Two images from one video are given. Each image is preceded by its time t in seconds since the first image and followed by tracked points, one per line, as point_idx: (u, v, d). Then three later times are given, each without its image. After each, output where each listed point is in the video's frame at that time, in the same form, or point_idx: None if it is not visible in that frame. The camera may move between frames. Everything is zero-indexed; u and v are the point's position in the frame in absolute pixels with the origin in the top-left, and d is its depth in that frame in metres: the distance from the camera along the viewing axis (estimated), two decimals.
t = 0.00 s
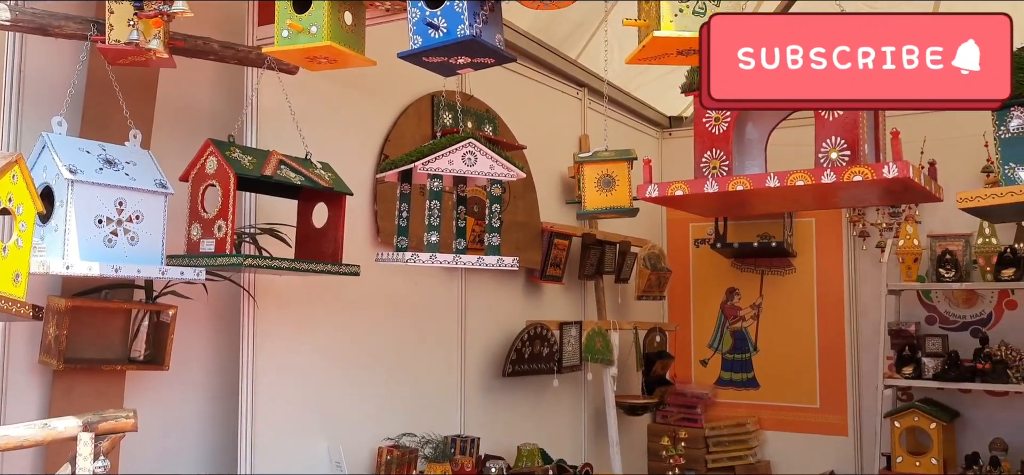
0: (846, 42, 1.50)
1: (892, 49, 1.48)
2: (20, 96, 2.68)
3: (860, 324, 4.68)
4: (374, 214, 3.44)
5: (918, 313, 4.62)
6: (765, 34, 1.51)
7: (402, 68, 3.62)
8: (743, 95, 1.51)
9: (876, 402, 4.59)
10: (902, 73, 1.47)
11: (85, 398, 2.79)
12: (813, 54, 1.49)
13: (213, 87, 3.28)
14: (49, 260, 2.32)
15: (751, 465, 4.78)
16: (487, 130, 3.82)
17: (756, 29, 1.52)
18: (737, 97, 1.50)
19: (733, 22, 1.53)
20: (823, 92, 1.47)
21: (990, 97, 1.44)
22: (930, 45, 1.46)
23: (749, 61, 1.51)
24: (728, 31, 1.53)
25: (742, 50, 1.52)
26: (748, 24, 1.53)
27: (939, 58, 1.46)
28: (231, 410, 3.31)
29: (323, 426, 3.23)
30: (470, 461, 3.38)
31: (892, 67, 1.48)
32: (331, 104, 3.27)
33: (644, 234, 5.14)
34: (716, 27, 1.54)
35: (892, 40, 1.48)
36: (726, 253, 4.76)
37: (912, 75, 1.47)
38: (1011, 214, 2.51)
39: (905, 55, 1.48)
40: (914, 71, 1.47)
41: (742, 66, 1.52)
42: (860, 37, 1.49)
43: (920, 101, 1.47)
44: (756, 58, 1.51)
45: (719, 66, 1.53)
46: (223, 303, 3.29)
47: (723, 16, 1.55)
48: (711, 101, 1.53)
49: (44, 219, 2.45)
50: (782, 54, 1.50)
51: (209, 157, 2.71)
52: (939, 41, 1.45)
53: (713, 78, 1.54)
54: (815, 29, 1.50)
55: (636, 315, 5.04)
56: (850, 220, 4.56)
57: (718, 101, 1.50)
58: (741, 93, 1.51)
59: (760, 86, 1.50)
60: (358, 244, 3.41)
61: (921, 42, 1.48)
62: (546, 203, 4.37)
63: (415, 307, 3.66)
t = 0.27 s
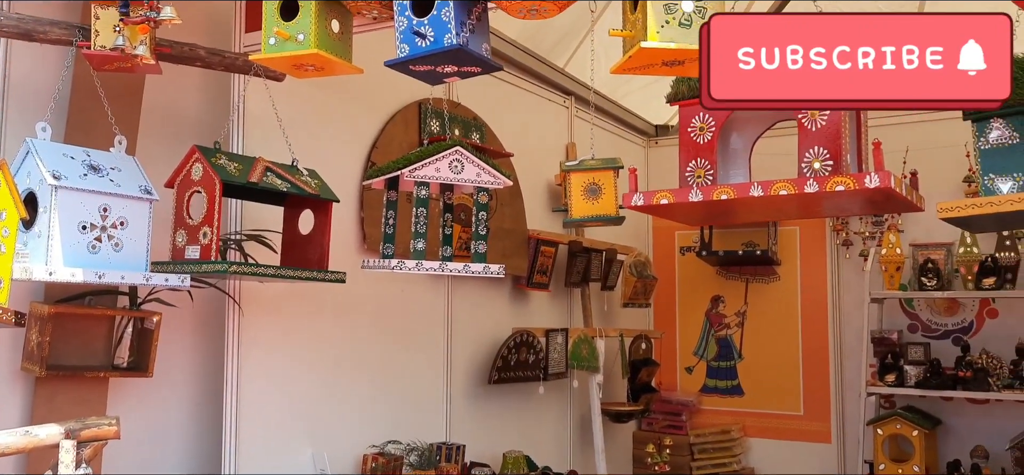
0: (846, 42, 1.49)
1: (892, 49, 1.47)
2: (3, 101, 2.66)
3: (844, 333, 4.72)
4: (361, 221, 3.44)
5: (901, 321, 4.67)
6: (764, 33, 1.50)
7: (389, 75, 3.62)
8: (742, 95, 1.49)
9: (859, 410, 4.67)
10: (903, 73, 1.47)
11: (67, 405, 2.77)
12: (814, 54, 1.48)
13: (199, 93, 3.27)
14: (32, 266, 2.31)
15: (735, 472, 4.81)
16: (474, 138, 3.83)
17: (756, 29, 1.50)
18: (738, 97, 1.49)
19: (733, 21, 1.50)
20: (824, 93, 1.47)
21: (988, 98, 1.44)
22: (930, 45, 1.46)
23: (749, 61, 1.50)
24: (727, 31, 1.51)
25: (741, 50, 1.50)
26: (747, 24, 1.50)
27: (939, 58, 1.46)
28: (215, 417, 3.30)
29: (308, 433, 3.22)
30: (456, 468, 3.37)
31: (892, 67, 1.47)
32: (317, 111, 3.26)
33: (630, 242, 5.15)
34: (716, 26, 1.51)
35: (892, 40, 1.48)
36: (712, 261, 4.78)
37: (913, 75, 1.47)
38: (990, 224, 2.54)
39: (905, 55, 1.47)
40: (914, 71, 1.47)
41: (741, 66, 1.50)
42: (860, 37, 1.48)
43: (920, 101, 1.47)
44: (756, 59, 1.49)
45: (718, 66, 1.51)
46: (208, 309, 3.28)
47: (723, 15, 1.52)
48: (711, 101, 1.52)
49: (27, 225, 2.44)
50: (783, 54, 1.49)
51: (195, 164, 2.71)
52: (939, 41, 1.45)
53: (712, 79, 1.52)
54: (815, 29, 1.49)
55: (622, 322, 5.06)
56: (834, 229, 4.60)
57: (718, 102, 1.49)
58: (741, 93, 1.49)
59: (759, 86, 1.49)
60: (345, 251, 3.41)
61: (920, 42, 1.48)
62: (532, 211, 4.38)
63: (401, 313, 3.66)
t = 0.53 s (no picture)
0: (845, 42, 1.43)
1: (892, 49, 1.41)
2: None
3: (829, 340, 4.74)
4: (347, 228, 3.44)
5: (885, 330, 4.70)
6: (764, 32, 1.42)
7: (377, 82, 3.62)
8: (742, 96, 1.42)
9: (844, 418, 4.67)
10: (903, 73, 1.40)
11: (49, 412, 2.74)
12: (813, 53, 1.41)
13: (185, 99, 3.26)
14: (14, 271, 2.29)
15: None
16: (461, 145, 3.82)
17: (755, 29, 1.42)
18: (737, 97, 1.42)
19: (732, 20, 1.43)
20: (825, 94, 1.40)
21: (989, 99, 1.37)
22: (930, 45, 1.39)
23: (749, 61, 1.42)
24: (727, 30, 1.43)
25: (741, 50, 1.43)
26: (747, 21, 1.43)
27: (939, 59, 1.39)
28: (199, 424, 3.28)
29: (292, 440, 3.20)
30: None
31: (892, 68, 1.40)
32: (304, 118, 3.26)
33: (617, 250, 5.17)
34: (716, 26, 1.44)
35: (892, 40, 1.41)
36: (698, 269, 4.82)
37: (913, 75, 1.40)
38: (972, 234, 2.57)
39: (905, 55, 1.41)
40: (913, 71, 1.40)
41: (741, 66, 1.43)
42: (860, 37, 1.41)
43: (920, 101, 1.40)
44: (756, 59, 1.42)
45: (718, 66, 1.43)
46: (193, 316, 3.26)
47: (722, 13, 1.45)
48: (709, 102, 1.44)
49: (10, 230, 2.42)
50: (783, 53, 1.41)
51: (180, 170, 2.69)
52: (939, 41, 1.39)
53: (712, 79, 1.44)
54: (814, 29, 1.42)
55: (609, 330, 5.09)
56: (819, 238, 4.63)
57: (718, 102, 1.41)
58: (740, 94, 1.42)
59: (759, 86, 1.41)
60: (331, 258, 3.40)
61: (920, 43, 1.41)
62: (519, 218, 4.38)
63: (387, 321, 3.65)
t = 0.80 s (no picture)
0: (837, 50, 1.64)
1: (883, 57, 1.61)
2: None
3: (815, 349, 4.76)
4: (335, 235, 3.43)
5: (871, 339, 4.72)
6: (756, 42, 1.66)
7: (365, 90, 3.63)
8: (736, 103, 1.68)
9: (830, 424, 4.66)
10: (894, 80, 1.61)
11: (32, 420, 2.72)
12: (805, 62, 1.64)
13: (173, 106, 3.25)
14: None
15: None
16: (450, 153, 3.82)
17: (746, 38, 1.66)
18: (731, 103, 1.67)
19: (727, 29, 1.67)
20: (814, 99, 1.62)
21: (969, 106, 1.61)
22: (920, 54, 1.60)
23: (740, 70, 1.68)
24: (721, 38, 1.67)
25: (734, 60, 1.68)
26: (742, 32, 1.66)
27: (930, 67, 1.60)
28: (184, 433, 3.26)
29: (278, 449, 3.19)
30: None
31: (883, 75, 1.61)
32: (292, 125, 3.26)
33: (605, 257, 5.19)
34: (711, 34, 1.68)
35: (884, 48, 1.62)
36: (686, 277, 4.83)
37: (904, 82, 1.61)
38: (956, 245, 2.59)
39: (897, 63, 1.61)
40: (905, 78, 1.61)
41: (733, 75, 1.69)
42: (852, 45, 1.62)
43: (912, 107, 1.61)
44: (747, 67, 1.67)
45: (712, 74, 1.70)
46: (179, 324, 3.25)
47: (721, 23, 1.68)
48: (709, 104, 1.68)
49: None
50: (773, 63, 1.65)
51: (167, 178, 2.69)
52: (929, 50, 1.60)
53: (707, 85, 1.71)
54: (808, 38, 1.63)
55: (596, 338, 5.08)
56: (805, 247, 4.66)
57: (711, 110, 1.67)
58: (734, 99, 1.67)
59: (750, 94, 1.67)
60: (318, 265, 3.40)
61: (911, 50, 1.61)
62: (508, 226, 4.39)
63: (374, 328, 3.65)
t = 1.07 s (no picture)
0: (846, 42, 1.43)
1: (893, 49, 1.40)
2: None
3: (802, 357, 4.78)
4: (322, 243, 3.43)
5: (858, 347, 4.74)
6: (761, 32, 1.43)
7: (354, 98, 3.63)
8: (743, 96, 1.44)
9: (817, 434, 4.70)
10: (903, 73, 1.39)
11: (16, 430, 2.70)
12: (814, 53, 1.42)
13: (161, 114, 3.25)
14: None
15: None
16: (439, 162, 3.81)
17: (752, 28, 1.44)
18: (738, 97, 1.43)
19: (731, 20, 1.45)
20: (825, 94, 1.40)
21: (987, 99, 1.36)
22: (930, 45, 1.38)
23: (749, 61, 1.44)
24: (727, 29, 1.45)
25: (741, 50, 1.44)
26: (746, 22, 1.44)
27: (939, 58, 1.38)
28: (170, 442, 3.24)
29: (264, 458, 3.18)
30: None
31: (892, 68, 1.40)
32: (280, 133, 3.26)
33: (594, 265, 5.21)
34: (716, 26, 1.46)
35: (892, 40, 1.41)
36: (675, 286, 4.85)
37: (913, 75, 1.39)
38: (940, 256, 2.61)
39: (905, 55, 1.40)
40: (914, 71, 1.39)
41: (741, 66, 1.44)
42: (860, 36, 1.41)
43: (920, 102, 1.39)
44: (756, 58, 1.43)
45: (717, 66, 1.45)
46: (165, 332, 3.24)
47: (722, 15, 1.47)
48: (711, 101, 1.47)
49: None
50: (783, 53, 1.42)
51: (153, 186, 2.68)
52: (939, 41, 1.38)
53: (712, 78, 1.46)
54: (815, 28, 1.43)
55: (585, 347, 5.09)
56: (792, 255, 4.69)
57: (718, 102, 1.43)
58: (741, 94, 1.43)
59: (760, 87, 1.42)
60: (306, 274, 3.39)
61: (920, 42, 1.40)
62: (496, 234, 4.40)
63: (362, 337, 3.64)
